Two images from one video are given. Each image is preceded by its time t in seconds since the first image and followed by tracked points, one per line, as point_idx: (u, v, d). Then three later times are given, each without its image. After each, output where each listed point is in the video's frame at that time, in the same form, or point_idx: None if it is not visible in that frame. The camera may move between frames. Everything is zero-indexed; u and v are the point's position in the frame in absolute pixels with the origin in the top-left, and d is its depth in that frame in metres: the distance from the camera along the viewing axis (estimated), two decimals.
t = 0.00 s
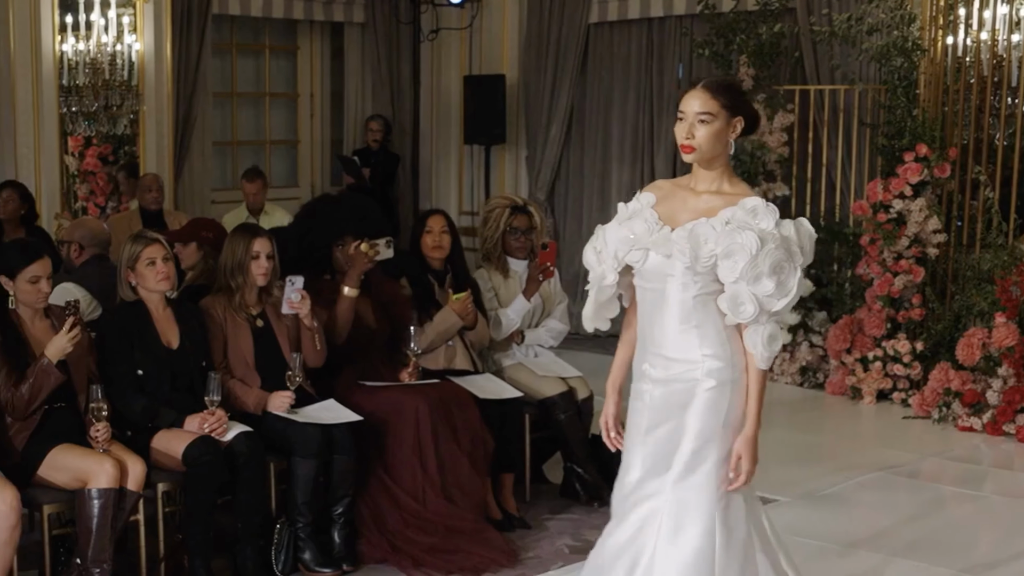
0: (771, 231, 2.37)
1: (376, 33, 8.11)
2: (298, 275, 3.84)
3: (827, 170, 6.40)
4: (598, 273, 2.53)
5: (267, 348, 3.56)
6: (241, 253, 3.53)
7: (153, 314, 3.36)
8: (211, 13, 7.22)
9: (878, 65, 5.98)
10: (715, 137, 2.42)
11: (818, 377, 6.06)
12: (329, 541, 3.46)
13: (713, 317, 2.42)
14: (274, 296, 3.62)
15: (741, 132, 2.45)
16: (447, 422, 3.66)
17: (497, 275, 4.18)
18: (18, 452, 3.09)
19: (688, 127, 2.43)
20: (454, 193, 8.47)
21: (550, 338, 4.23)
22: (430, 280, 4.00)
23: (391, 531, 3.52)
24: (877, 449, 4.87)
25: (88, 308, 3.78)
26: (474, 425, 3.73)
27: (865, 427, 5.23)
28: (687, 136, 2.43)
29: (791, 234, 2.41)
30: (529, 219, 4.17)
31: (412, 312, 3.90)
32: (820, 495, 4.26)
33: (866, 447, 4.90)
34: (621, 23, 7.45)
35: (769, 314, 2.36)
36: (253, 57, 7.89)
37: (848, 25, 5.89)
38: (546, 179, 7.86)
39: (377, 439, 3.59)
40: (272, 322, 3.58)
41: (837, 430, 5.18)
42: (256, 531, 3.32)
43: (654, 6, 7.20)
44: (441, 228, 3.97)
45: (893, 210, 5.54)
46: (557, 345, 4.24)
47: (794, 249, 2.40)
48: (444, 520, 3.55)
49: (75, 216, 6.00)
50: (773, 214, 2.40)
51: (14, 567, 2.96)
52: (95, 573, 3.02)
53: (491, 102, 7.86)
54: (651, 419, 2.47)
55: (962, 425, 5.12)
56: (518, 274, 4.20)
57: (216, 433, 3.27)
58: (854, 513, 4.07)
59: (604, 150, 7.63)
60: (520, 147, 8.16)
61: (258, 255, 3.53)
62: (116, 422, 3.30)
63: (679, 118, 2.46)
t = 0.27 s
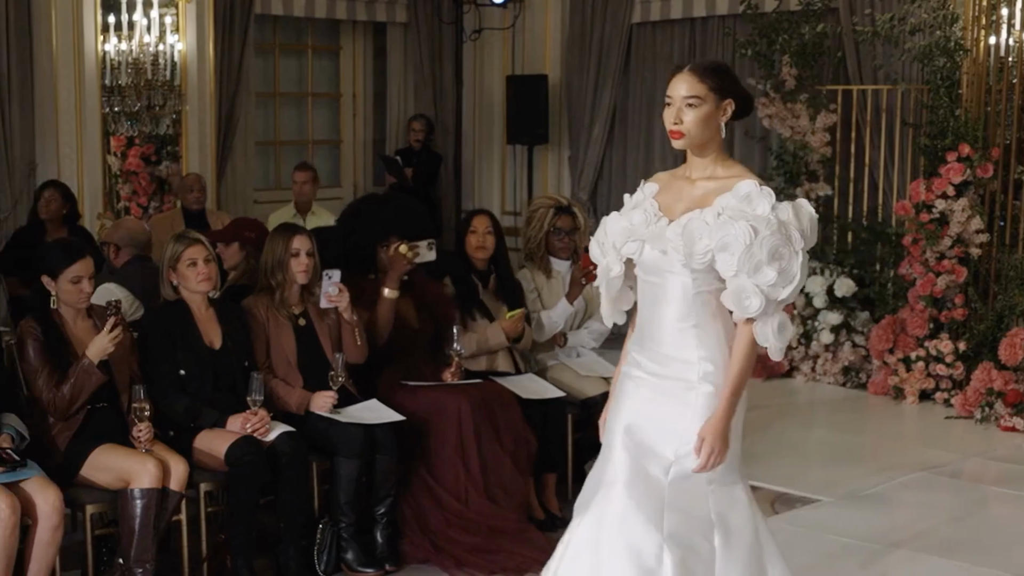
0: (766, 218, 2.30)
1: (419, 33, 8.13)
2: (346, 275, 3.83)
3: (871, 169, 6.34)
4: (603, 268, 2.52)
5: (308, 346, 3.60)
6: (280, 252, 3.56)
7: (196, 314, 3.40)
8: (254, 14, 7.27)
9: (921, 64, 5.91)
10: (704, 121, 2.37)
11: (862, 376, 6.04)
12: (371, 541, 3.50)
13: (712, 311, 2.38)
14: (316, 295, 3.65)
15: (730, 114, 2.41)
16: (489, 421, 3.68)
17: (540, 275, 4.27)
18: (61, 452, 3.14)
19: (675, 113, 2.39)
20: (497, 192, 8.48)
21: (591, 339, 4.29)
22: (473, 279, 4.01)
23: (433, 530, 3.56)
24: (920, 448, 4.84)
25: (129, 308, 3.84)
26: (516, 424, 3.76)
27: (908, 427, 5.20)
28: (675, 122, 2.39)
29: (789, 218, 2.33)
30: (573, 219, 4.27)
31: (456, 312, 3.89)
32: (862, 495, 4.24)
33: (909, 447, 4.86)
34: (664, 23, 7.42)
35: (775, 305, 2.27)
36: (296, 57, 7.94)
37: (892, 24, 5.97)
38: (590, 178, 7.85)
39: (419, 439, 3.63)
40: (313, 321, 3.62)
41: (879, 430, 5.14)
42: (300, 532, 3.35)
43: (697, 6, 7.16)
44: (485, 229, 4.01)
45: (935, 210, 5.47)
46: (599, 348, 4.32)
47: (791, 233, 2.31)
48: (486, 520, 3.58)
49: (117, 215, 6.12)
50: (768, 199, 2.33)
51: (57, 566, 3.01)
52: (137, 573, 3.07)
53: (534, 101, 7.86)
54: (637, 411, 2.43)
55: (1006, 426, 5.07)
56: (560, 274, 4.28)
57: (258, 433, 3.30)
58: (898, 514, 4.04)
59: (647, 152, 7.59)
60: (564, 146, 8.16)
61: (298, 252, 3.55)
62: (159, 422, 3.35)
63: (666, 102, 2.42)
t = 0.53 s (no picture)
0: (767, 251, 2.25)
1: (469, 32, 8.15)
2: (399, 277, 3.88)
3: (922, 169, 6.28)
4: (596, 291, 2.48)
5: (357, 345, 3.64)
6: (329, 251, 3.59)
7: (246, 314, 3.45)
8: (304, 13, 7.33)
9: (972, 65, 5.83)
10: (692, 141, 2.32)
11: (912, 376, 5.99)
12: (421, 541, 3.52)
13: (706, 344, 2.32)
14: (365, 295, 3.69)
15: (719, 133, 2.36)
16: (539, 420, 3.71)
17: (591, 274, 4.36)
18: (112, 453, 3.21)
19: (661, 132, 2.34)
20: (547, 190, 8.52)
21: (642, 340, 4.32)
22: (523, 280, 4.05)
23: (483, 530, 3.61)
24: (971, 448, 4.78)
25: (180, 308, 3.89)
26: (566, 424, 3.78)
27: (958, 427, 5.14)
28: (663, 141, 2.33)
29: (790, 251, 2.30)
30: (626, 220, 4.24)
31: (506, 310, 3.92)
32: (911, 495, 4.20)
33: (959, 447, 4.81)
34: (714, 23, 7.37)
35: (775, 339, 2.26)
36: (346, 57, 7.96)
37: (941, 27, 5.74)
38: (640, 178, 7.80)
39: (469, 439, 3.68)
40: (363, 321, 3.66)
41: (930, 430, 5.09)
42: (350, 532, 3.37)
43: (747, 6, 7.12)
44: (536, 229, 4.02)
45: (986, 210, 5.41)
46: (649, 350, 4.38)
47: (794, 267, 2.29)
48: (534, 519, 3.62)
49: (167, 215, 6.23)
50: (770, 230, 2.27)
51: (107, 567, 3.05)
52: (187, 573, 3.10)
53: (584, 101, 7.86)
54: (625, 439, 2.37)
55: None
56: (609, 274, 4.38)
57: (308, 433, 3.33)
58: (949, 514, 4.00)
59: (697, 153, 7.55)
60: (614, 146, 8.15)
61: (347, 251, 3.59)
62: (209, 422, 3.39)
63: (652, 121, 2.37)
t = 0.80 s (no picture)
0: (748, 256, 2.23)
1: (512, 32, 8.14)
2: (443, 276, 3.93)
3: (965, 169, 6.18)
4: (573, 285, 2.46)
5: (401, 345, 3.65)
6: (373, 251, 3.60)
7: (290, 314, 3.47)
8: (348, 13, 7.34)
9: (1018, 64, 5.73)
10: (670, 134, 2.31)
11: (955, 376, 5.91)
12: (465, 541, 3.53)
13: (682, 348, 2.31)
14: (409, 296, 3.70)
15: (699, 126, 2.34)
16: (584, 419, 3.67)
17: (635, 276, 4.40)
18: (154, 452, 3.24)
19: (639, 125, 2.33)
20: (590, 188, 8.53)
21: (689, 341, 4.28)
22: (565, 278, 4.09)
23: (526, 530, 3.62)
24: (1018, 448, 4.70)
25: (223, 308, 3.94)
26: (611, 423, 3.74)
27: (1003, 426, 5.06)
28: (641, 135, 2.32)
29: (771, 260, 2.27)
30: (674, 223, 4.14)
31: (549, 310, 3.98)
32: (956, 495, 4.14)
33: (1007, 446, 4.73)
34: (759, 23, 7.29)
35: (745, 351, 2.23)
36: (390, 57, 7.97)
37: (986, 25, 5.66)
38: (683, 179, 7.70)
39: (512, 438, 3.66)
40: (407, 321, 3.68)
41: (974, 429, 5.02)
42: (393, 532, 3.38)
43: (790, 6, 7.05)
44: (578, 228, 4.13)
45: None
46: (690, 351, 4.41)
47: (773, 275, 2.26)
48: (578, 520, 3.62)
49: (210, 215, 6.29)
50: (753, 235, 2.25)
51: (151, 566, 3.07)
52: (231, 573, 3.11)
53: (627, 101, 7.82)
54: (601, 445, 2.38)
55: None
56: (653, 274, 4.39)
57: (352, 433, 3.34)
58: (997, 515, 3.94)
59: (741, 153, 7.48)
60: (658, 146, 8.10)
61: (390, 251, 3.59)
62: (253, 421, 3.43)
63: (631, 113, 2.36)
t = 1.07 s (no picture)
0: (732, 240, 2.18)
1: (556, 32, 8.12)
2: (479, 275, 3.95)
3: (1009, 168, 6.05)
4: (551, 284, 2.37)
5: (444, 346, 3.63)
6: (415, 251, 3.60)
7: (333, 314, 3.46)
8: (393, 14, 7.31)
9: None
10: (655, 123, 2.22)
11: (999, 377, 5.80)
12: (508, 541, 3.49)
13: (672, 339, 2.24)
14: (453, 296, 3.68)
15: (687, 116, 2.26)
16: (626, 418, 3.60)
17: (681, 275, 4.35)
18: (196, 452, 3.21)
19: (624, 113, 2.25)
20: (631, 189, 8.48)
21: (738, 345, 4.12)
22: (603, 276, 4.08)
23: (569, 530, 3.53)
24: None
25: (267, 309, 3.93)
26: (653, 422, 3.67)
27: None
28: (625, 122, 2.24)
29: (757, 242, 2.21)
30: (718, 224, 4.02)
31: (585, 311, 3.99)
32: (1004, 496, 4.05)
33: None
34: (803, 23, 7.18)
35: (737, 337, 2.16)
36: (434, 57, 7.92)
37: None
38: (727, 179, 7.58)
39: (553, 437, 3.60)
40: (450, 321, 3.65)
41: (1016, 430, 4.90)
42: (436, 532, 3.34)
43: (834, 5, 6.93)
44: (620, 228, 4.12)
45: None
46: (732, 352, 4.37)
47: (759, 260, 2.20)
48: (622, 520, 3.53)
49: (255, 215, 6.30)
50: (736, 218, 2.20)
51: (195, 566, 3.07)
52: (275, 573, 3.10)
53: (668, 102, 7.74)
54: (601, 443, 2.30)
55: None
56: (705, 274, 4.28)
57: (395, 433, 3.32)
58: None
59: (785, 152, 7.36)
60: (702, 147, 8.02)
61: (433, 250, 3.58)
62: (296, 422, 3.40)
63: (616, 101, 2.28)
